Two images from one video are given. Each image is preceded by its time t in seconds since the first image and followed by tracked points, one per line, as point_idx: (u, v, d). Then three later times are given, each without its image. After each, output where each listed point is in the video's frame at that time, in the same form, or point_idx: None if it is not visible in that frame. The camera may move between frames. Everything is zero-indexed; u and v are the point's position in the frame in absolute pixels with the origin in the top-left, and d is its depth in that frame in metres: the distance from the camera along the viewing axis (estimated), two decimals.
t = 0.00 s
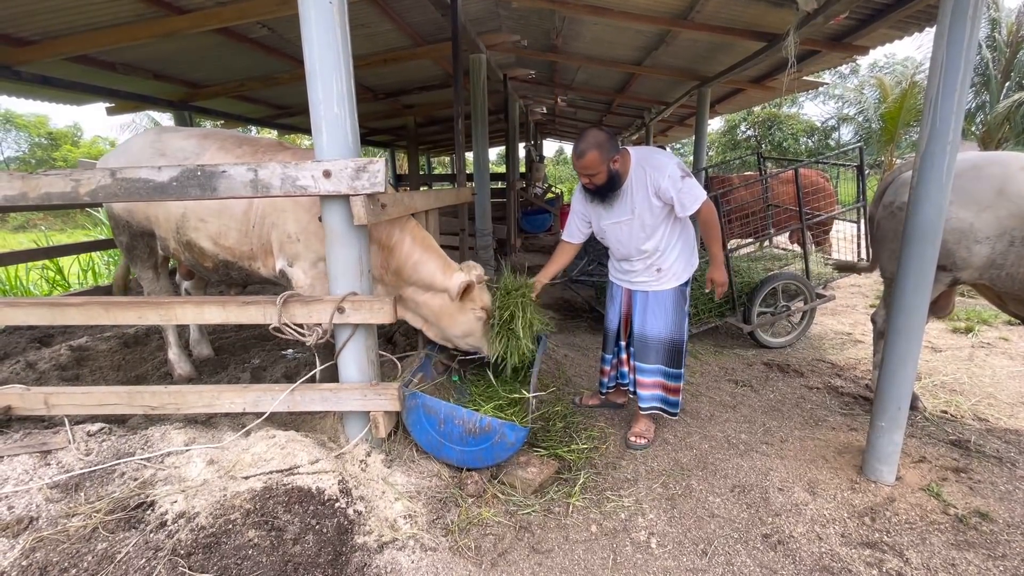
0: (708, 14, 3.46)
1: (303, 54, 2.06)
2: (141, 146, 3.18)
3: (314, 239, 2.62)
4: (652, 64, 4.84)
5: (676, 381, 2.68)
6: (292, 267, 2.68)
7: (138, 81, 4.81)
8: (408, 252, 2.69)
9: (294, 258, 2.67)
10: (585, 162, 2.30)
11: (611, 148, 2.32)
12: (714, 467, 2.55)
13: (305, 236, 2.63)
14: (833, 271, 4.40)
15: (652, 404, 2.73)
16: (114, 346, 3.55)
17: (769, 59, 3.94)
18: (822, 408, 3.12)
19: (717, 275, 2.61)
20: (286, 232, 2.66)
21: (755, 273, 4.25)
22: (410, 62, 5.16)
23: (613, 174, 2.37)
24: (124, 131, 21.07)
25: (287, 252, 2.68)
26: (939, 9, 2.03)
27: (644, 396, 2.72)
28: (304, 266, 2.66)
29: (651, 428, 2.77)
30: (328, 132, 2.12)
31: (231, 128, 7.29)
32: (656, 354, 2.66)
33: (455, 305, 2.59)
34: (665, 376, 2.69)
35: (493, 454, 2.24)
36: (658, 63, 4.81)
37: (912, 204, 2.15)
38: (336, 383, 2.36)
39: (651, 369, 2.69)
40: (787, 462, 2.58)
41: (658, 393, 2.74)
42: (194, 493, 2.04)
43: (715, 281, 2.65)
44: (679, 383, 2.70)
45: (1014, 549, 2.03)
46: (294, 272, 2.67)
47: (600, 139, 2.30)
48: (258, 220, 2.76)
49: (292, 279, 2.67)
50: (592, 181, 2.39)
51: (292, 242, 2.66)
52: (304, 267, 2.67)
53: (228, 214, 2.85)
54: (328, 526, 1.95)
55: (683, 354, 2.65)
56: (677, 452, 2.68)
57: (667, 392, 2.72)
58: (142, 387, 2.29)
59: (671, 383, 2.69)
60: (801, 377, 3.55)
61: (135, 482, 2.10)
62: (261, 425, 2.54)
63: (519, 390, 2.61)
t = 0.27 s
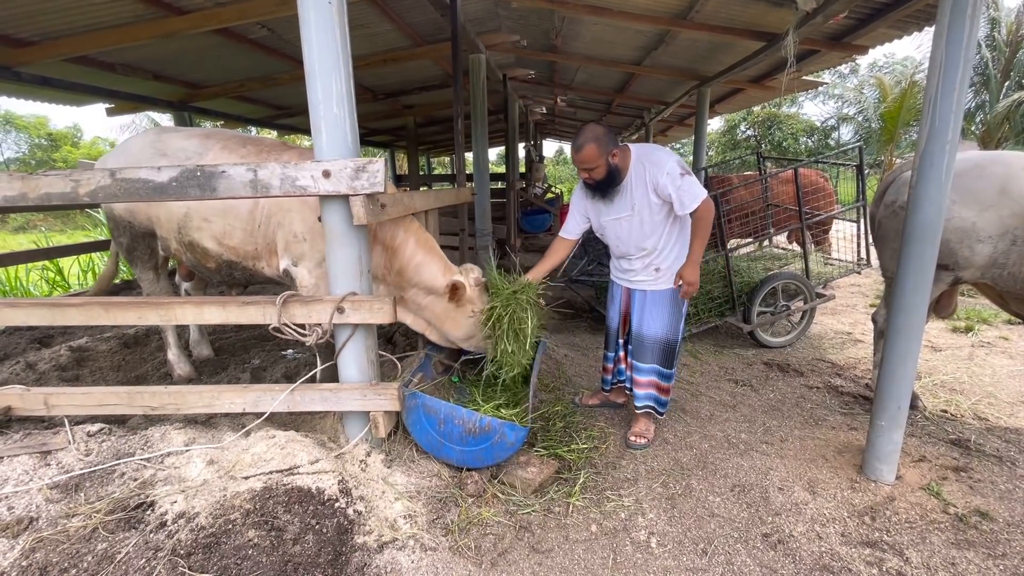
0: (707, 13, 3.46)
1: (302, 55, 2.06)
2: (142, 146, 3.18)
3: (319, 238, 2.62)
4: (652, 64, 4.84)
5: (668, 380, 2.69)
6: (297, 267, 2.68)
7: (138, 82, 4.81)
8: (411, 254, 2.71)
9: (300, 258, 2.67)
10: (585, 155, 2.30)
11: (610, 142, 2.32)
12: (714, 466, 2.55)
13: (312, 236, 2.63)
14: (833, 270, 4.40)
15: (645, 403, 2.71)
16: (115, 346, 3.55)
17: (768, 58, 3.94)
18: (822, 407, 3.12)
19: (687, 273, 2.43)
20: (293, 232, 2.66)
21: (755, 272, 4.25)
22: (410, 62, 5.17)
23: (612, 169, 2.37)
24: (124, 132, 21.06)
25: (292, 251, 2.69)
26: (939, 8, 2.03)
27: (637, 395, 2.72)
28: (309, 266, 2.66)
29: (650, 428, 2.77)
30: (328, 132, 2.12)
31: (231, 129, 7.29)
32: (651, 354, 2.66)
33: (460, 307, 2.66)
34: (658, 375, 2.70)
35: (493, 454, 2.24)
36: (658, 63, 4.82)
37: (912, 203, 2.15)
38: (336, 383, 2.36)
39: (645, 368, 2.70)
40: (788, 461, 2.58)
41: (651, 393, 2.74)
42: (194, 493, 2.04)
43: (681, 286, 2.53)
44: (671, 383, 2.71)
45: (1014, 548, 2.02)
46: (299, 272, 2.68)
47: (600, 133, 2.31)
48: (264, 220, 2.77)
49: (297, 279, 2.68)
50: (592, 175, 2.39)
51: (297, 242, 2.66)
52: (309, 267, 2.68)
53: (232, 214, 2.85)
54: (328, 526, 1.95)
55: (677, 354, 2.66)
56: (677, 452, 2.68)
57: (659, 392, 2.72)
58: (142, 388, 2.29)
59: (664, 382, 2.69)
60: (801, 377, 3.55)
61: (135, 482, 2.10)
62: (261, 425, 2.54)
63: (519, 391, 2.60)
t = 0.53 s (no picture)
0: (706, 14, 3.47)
1: (301, 56, 2.06)
2: (141, 148, 3.18)
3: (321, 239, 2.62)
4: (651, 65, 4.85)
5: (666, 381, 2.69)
6: (299, 268, 2.68)
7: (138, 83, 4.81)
8: (412, 254, 2.71)
9: (302, 259, 2.67)
10: (592, 142, 2.29)
11: (617, 131, 2.32)
12: (714, 467, 2.55)
13: (314, 237, 2.62)
14: (833, 270, 4.40)
15: (643, 403, 2.71)
16: (114, 347, 3.55)
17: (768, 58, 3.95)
18: (822, 408, 3.12)
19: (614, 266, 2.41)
20: (296, 233, 2.66)
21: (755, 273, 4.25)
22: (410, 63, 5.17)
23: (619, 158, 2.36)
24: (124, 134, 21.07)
25: (295, 252, 2.69)
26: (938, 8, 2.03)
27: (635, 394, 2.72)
28: (310, 267, 2.66)
29: (650, 428, 2.76)
30: (327, 133, 2.12)
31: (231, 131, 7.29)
32: (649, 353, 2.66)
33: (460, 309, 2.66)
34: (657, 375, 2.70)
35: (493, 454, 2.24)
36: (657, 63, 4.82)
37: (911, 202, 2.15)
38: (336, 383, 2.35)
39: (643, 368, 2.70)
40: (788, 461, 2.58)
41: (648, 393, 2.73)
42: (194, 494, 2.04)
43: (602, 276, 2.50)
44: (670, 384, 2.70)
45: (1014, 548, 2.02)
46: (301, 273, 2.68)
47: (608, 123, 2.30)
48: (266, 221, 2.77)
49: (299, 280, 2.68)
50: (599, 164, 2.38)
51: (299, 242, 2.66)
52: (311, 268, 2.68)
53: (234, 215, 2.85)
54: (327, 527, 1.95)
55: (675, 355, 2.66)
56: (677, 452, 2.67)
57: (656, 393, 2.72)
58: (142, 389, 2.29)
59: (662, 383, 2.69)
60: (801, 377, 3.55)
61: (134, 483, 2.10)
62: (261, 426, 2.54)
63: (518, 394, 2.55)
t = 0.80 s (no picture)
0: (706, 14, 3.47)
1: (300, 58, 2.06)
2: (141, 149, 3.17)
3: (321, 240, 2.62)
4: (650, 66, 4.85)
5: (665, 382, 2.69)
6: (299, 269, 2.68)
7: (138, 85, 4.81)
8: (413, 255, 2.71)
9: (302, 260, 2.67)
10: (597, 139, 2.29)
11: (625, 130, 2.32)
12: (714, 467, 2.55)
13: (314, 238, 2.62)
14: (833, 271, 4.40)
15: (640, 403, 2.71)
16: (114, 349, 3.54)
17: (767, 59, 3.95)
18: (822, 408, 3.12)
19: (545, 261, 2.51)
20: (296, 234, 2.65)
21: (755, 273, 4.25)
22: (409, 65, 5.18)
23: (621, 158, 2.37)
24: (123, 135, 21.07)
25: (295, 253, 2.68)
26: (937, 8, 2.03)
27: (632, 396, 2.71)
28: (311, 269, 2.66)
29: (650, 429, 2.76)
30: (327, 134, 2.12)
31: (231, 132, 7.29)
32: (647, 355, 2.66)
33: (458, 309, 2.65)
34: (654, 377, 2.69)
35: (493, 455, 2.24)
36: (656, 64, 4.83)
37: (910, 202, 2.15)
38: (335, 384, 2.35)
39: (640, 369, 2.69)
40: (788, 462, 2.57)
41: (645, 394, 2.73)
42: (193, 496, 2.03)
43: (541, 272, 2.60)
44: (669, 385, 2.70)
45: (1015, 548, 2.02)
46: (302, 275, 2.68)
47: (616, 121, 2.30)
48: (267, 222, 2.77)
49: (300, 282, 2.68)
50: (603, 161, 2.38)
51: (299, 244, 2.66)
52: (311, 269, 2.68)
53: (235, 216, 2.85)
54: (327, 528, 1.94)
55: (672, 356, 2.66)
56: (678, 453, 2.67)
57: (654, 394, 2.72)
58: (141, 391, 2.28)
59: (660, 384, 2.69)
60: (801, 377, 3.55)
61: (133, 485, 2.09)
62: (260, 428, 2.53)
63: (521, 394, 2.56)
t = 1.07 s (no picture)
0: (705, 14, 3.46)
1: (299, 57, 2.05)
2: (141, 149, 3.17)
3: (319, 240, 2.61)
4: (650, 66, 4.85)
5: (662, 382, 2.67)
6: (298, 270, 2.67)
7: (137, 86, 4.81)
8: (411, 256, 2.70)
9: (300, 260, 2.66)
10: (595, 136, 2.29)
11: (621, 128, 2.32)
12: (715, 468, 2.54)
13: (313, 238, 2.61)
14: (833, 271, 4.40)
15: (636, 403, 2.70)
16: (112, 350, 3.53)
17: (767, 59, 3.95)
18: (823, 408, 3.11)
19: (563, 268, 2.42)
20: (295, 233, 2.64)
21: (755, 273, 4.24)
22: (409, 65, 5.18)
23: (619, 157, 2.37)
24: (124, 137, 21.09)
25: (293, 253, 2.68)
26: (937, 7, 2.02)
27: (629, 395, 2.70)
28: (309, 269, 2.65)
29: (650, 429, 2.75)
30: (326, 134, 2.11)
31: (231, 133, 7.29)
32: (643, 354, 2.65)
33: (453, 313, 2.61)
34: (650, 376, 2.68)
35: (492, 456, 2.23)
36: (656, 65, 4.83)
37: (910, 201, 2.14)
38: (334, 384, 2.34)
39: (636, 368, 2.69)
40: (789, 462, 2.56)
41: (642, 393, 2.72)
42: (191, 497, 2.02)
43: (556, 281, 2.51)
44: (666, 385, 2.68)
45: (1018, 548, 2.01)
46: (300, 275, 2.67)
47: (613, 119, 2.29)
48: (265, 222, 2.76)
49: (298, 282, 2.67)
50: (600, 159, 2.38)
51: (298, 244, 2.65)
52: (309, 269, 2.67)
53: (234, 216, 2.84)
54: (325, 529, 1.93)
55: (669, 357, 2.64)
56: (678, 453, 2.66)
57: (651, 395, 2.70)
58: (139, 391, 2.27)
59: (656, 384, 2.67)
60: (801, 378, 3.54)
61: (131, 486, 2.08)
62: (259, 428, 2.52)
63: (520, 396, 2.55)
